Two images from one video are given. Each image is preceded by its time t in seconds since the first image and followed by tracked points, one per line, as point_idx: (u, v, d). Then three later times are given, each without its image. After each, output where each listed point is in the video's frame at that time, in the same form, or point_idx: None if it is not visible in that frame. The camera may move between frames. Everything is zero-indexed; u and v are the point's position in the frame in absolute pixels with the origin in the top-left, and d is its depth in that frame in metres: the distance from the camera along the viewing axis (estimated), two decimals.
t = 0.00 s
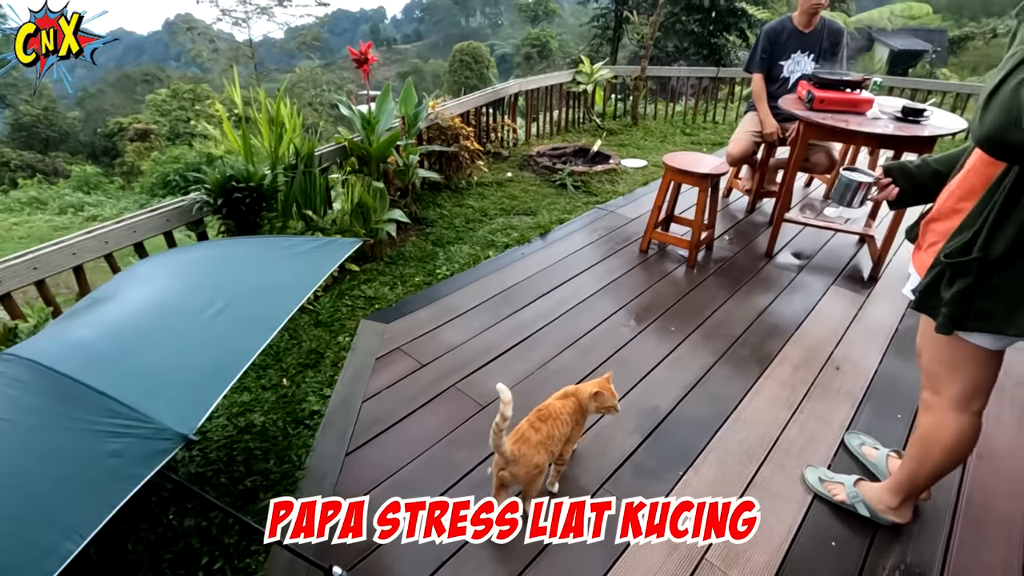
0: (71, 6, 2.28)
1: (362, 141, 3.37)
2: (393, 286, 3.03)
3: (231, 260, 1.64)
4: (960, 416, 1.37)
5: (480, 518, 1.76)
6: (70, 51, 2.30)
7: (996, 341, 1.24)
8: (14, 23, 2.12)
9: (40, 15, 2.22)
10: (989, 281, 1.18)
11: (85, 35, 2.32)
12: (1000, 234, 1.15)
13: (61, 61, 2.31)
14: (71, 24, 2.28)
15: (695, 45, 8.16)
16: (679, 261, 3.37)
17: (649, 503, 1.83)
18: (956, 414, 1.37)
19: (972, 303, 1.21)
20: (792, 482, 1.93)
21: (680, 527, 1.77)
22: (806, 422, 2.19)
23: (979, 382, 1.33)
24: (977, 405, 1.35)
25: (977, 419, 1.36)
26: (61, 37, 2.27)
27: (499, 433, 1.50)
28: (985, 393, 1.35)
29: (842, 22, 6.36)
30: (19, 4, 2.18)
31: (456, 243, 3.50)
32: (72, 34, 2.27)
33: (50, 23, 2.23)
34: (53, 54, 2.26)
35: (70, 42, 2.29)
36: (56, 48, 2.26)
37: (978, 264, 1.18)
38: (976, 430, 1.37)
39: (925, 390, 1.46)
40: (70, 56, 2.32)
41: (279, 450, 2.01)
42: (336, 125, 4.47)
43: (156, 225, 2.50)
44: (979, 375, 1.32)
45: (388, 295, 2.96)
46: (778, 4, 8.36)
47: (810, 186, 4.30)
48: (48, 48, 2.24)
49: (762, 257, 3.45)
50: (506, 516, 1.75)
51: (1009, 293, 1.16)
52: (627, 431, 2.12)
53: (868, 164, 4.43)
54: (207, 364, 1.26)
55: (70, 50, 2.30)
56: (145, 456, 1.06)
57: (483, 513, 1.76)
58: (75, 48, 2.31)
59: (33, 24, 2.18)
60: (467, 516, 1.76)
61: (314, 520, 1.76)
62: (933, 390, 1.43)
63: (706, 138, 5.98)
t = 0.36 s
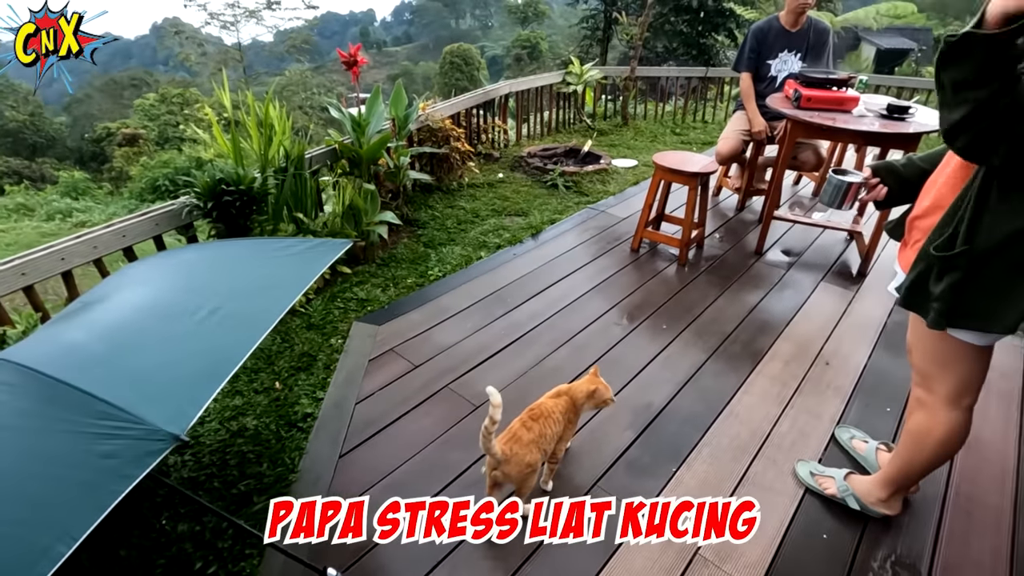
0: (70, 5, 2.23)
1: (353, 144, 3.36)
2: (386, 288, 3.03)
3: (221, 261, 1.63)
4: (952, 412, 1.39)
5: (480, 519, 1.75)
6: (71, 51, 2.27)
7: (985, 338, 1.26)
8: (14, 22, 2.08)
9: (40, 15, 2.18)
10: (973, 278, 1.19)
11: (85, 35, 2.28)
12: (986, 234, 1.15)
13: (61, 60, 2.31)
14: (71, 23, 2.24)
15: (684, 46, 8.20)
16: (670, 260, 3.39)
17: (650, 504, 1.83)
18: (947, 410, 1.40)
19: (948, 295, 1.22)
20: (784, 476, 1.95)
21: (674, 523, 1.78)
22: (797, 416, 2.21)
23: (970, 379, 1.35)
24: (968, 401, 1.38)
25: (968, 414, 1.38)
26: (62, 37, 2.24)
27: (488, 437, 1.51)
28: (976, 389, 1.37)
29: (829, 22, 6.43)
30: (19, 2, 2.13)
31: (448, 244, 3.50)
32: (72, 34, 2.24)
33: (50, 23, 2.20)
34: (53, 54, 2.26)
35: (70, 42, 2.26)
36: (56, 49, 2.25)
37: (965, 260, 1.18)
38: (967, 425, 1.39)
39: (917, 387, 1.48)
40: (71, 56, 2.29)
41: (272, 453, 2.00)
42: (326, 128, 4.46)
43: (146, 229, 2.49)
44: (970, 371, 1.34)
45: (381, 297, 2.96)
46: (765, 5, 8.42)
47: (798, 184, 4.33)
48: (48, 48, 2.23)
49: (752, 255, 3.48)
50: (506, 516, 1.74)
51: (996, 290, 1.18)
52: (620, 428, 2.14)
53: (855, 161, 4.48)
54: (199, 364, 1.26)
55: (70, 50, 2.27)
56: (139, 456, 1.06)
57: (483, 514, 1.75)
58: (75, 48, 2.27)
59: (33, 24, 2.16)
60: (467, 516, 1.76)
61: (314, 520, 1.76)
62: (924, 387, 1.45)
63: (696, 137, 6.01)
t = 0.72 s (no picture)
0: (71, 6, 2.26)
1: (341, 144, 3.34)
2: (376, 289, 3.01)
3: (204, 260, 1.61)
4: (941, 403, 1.39)
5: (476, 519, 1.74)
6: (71, 51, 2.29)
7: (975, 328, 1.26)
8: (14, 23, 2.09)
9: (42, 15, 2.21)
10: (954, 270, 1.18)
11: (85, 34, 2.31)
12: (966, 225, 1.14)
13: (61, 61, 2.33)
14: (71, 24, 2.26)
15: (672, 45, 8.24)
16: (660, 257, 3.39)
17: (645, 502, 1.81)
18: (937, 402, 1.40)
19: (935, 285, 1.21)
20: (777, 470, 1.95)
21: (668, 519, 1.77)
22: (789, 411, 2.22)
23: (958, 370, 1.36)
24: (957, 392, 1.38)
25: (957, 406, 1.39)
26: (61, 37, 2.26)
27: (481, 424, 1.49)
28: (964, 380, 1.37)
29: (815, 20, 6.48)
30: (19, 3, 2.16)
31: (439, 245, 3.48)
32: (72, 34, 2.26)
33: (50, 23, 2.23)
34: (53, 54, 2.27)
35: (70, 42, 2.28)
36: (56, 49, 2.27)
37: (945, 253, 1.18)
38: (957, 416, 1.40)
39: (906, 378, 1.48)
40: (70, 56, 2.31)
41: (261, 456, 1.98)
42: (315, 130, 4.45)
43: (131, 231, 2.46)
44: (959, 362, 1.34)
45: (371, 298, 2.94)
46: (752, 4, 8.47)
47: (787, 181, 4.36)
48: (48, 48, 2.25)
49: (742, 251, 3.49)
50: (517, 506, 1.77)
51: (977, 281, 1.16)
52: (612, 426, 2.13)
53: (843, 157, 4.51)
54: (180, 364, 1.23)
55: (70, 51, 2.29)
56: (117, 456, 1.03)
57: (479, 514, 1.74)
58: (75, 48, 2.30)
59: (33, 24, 2.18)
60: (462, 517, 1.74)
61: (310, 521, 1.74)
62: (914, 378, 1.45)
63: (685, 136, 6.04)
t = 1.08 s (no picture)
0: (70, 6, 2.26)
1: (332, 148, 3.31)
2: (369, 293, 2.99)
3: (194, 263, 1.59)
4: (941, 398, 1.39)
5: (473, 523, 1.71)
6: (70, 50, 2.28)
7: (975, 324, 1.26)
8: (15, 23, 2.07)
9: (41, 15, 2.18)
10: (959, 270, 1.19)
11: (85, 35, 2.30)
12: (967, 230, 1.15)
13: (61, 61, 2.30)
14: (71, 24, 2.26)
15: (663, 47, 8.27)
16: (654, 257, 3.39)
17: (644, 503, 1.80)
18: (936, 395, 1.40)
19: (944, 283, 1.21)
20: (774, 469, 1.94)
21: (666, 520, 1.76)
22: (785, 409, 2.21)
23: (958, 364, 1.35)
24: (956, 387, 1.38)
25: (956, 401, 1.38)
26: (62, 37, 2.25)
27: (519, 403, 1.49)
28: (963, 375, 1.37)
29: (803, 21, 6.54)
30: (18, 2, 2.14)
31: (432, 247, 3.47)
32: (72, 34, 2.25)
33: (50, 23, 2.22)
34: (53, 54, 2.24)
35: (70, 42, 2.27)
36: (56, 49, 2.25)
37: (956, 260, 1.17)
38: (956, 411, 1.39)
39: (906, 374, 1.48)
40: (70, 57, 2.29)
41: (254, 463, 1.95)
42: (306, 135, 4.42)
43: (119, 238, 2.43)
44: (957, 356, 1.34)
45: (364, 302, 2.91)
46: (741, 6, 8.53)
47: (778, 180, 4.37)
48: (48, 48, 2.23)
49: (735, 251, 3.49)
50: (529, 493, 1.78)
51: (988, 284, 1.17)
52: (609, 426, 2.12)
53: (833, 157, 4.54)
54: (167, 368, 1.21)
55: (69, 51, 2.28)
56: (101, 463, 1.00)
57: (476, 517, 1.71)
58: (76, 48, 2.28)
59: (33, 24, 2.16)
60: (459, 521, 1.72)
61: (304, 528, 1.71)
62: (913, 373, 1.45)
63: (676, 136, 6.06)
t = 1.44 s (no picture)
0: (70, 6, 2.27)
1: (320, 154, 3.30)
2: (358, 299, 2.99)
3: (174, 271, 1.59)
4: (921, 394, 1.41)
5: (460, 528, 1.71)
6: (71, 51, 2.28)
7: (948, 322, 1.28)
8: (15, 23, 2.08)
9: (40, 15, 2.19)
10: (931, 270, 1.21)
11: (85, 34, 2.31)
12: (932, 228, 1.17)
13: (61, 62, 2.29)
14: (71, 24, 2.26)
15: (652, 50, 8.34)
16: (643, 260, 3.41)
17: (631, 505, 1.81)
18: (917, 392, 1.42)
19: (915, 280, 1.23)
20: (761, 469, 1.95)
21: (655, 521, 1.76)
22: (772, 409, 2.23)
23: (938, 360, 1.37)
24: (936, 383, 1.40)
25: (936, 397, 1.40)
26: (61, 37, 2.25)
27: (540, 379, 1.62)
28: (943, 371, 1.39)
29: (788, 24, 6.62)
30: (18, 3, 2.14)
31: (421, 253, 3.47)
32: (72, 34, 2.25)
33: (50, 23, 2.22)
34: (53, 54, 2.23)
35: (70, 42, 2.27)
36: (56, 49, 2.24)
37: (921, 257, 1.20)
38: (936, 407, 1.41)
39: (887, 371, 1.50)
40: (70, 57, 2.28)
41: (241, 472, 1.94)
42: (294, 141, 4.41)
43: (104, 247, 2.41)
44: (935, 352, 1.36)
45: (353, 308, 2.91)
46: (728, 9, 8.60)
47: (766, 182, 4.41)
48: (48, 48, 2.22)
49: (723, 252, 3.52)
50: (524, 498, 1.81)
51: (958, 280, 1.19)
52: (598, 429, 2.12)
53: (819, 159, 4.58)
54: (145, 378, 1.20)
55: (69, 51, 2.27)
56: (75, 475, 0.98)
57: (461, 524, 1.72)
58: (76, 48, 2.28)
59: (33, 24, 2.16)
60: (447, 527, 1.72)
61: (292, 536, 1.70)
62: (894, 370, 1.46)
63: (665, 139, 6.10)
